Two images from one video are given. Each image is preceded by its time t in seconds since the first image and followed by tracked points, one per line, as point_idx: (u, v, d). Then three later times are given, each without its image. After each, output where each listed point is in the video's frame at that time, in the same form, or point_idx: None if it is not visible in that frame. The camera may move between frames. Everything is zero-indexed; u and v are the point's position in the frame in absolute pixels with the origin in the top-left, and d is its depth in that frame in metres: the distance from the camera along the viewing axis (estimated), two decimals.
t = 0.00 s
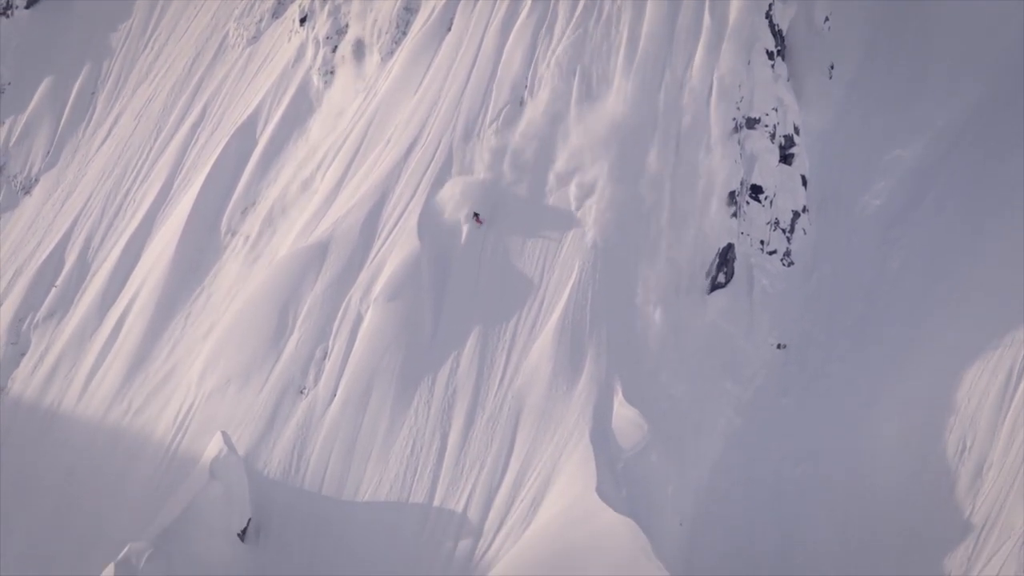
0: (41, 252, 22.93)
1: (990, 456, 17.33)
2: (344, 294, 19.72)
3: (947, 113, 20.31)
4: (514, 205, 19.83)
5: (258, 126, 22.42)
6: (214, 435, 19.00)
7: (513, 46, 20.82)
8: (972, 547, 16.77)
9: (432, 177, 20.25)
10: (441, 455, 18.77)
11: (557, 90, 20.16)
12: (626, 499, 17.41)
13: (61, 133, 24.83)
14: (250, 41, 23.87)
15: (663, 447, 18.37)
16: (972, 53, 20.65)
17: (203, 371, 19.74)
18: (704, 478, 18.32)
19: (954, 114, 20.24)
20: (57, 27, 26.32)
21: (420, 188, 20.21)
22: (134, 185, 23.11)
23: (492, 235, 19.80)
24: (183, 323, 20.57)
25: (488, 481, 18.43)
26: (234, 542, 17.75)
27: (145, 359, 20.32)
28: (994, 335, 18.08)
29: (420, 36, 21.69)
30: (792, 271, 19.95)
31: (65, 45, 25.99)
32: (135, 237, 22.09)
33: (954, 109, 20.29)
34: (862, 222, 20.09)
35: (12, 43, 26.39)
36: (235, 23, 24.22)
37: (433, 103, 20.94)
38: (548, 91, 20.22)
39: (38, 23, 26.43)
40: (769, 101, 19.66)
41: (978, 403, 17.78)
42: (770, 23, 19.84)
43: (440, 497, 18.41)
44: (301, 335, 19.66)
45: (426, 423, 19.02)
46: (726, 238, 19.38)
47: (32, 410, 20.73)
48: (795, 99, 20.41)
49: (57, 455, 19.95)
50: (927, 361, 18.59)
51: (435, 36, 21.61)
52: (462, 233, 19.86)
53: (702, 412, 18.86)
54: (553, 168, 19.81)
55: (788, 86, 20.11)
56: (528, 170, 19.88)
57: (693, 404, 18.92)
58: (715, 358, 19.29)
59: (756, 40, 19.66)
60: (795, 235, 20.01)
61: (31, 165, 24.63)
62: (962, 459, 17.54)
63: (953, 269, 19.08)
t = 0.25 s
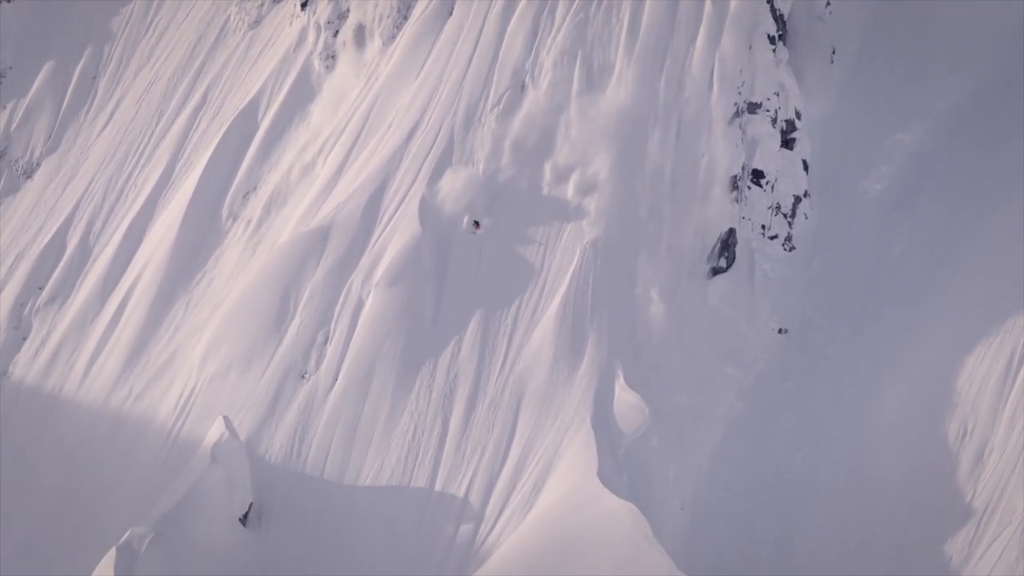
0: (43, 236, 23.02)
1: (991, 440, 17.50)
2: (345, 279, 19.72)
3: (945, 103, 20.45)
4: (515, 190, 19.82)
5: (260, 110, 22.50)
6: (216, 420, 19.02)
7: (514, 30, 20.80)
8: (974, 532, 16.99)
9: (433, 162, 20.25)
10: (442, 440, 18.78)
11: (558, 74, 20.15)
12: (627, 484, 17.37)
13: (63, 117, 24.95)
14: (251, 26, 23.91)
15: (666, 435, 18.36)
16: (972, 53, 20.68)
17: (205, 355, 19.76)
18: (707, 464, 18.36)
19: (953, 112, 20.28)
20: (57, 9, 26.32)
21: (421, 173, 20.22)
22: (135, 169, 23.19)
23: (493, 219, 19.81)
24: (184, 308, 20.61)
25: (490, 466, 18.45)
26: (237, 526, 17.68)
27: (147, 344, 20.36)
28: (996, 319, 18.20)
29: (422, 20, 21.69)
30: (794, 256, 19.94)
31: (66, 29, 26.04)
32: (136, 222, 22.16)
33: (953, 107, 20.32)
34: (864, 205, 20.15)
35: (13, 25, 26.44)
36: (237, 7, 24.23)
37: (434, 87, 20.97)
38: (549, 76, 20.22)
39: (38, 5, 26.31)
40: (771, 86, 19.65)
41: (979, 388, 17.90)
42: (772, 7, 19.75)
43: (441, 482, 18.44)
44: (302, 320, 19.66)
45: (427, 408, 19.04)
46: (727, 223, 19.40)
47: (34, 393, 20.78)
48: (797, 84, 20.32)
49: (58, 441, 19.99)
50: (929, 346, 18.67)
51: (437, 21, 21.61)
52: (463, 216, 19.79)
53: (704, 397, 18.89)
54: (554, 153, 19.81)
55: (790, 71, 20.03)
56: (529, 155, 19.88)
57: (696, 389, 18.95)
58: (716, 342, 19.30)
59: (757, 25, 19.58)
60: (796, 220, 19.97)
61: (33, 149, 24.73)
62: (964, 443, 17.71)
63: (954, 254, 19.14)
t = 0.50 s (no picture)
0: (44, 216, 22.99)
1: (993, 420, 17.51)
2: (347, 259, 19.73)
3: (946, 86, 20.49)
4: (517, 170, 19.80)
5: (261, 91, 22.55)
6: (217, 400, 19.03)
7: (515, 10, 20.82)
8: (975, 512, 16.97)
9: (434, 143, 20.27)
10: (443, 420, 18.78)
11: (560, 55, 20.20)
12: (628, 464, 17.40)
13: (64, 99, 24.96)
14: (253, 7, 23.99)
15: (667, 416, 18.31)
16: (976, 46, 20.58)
17: (206, 335, 19.76)
18: (709, 443, 18.32)
19: (955, 103, 20.20)
20: None
21: (423, 154, 20.24)
22: (137, 149, 23.19)
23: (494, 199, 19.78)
24: (185, 289, 20.62)
25: (491, 446, 18.45)
26: (238, 506, 17.83)
27: (148, 324, 20.37)
28: (997, 299, 18.22)
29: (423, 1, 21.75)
30: (796, 236, 19.93)
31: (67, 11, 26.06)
32: (138, 203, 22.16)
33: (956, 99, 20.24)
34: (866, 186, 20.22)
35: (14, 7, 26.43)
36: None
37: (435, 68, 21.03)
38: (550, 57, 20.26)
39: None
40: (772, 66, 19.81)
41: (981, 366, 17.91)
42: None
43: (443, 462, 18.43)
44: (304, 301, 19.66)
45: (429, 387, 19.04)
46: (728, 203, 19.45)
47: (35, 374, 20.77)
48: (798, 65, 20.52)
49: (60, 422, 19.97)
50: (930, 326, 18.70)
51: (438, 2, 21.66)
52: (464, 198, 19.81)
53: (705, 377, 18.87)
54: (555, 133, 19.83)
55: (791, 52, 20.21)
56: (530, 135, 19.89)
57: (697, 369, 18.91)
58: (718, 323, 19.27)
59: (758, 6, 19.72)
60: (797, 201, 19.99)
61: (34, 130, 24.65)
62: (966, 423, 17.70)
63: (955, 235, 19.15)
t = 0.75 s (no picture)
0: (45, 196, 22.96)
1: (994, 401, 17.72)
2: (349, 239, 19.75)
3: (946, 69, 20.51)
4: (520, 150, 19.82)
5: (263, 70, 22.52)
6: (220, 379, 19.04)
7: None
8: (978, 491, 17.23)
9: (436, 124, 20.32)
10: (446, 400, 18.79)
11: (562, 36, 20.22)
12: (631, 444, 17.42)
13: (66, 78, 24.63)
14: None
15: (669, 396, 18.32)
16: (977, 44, 20.50)
17: (210, 315, 19.81)
18: (712, 423, 18.34)
19: (956, 98, 20.19)
20: None
21: (425, 134, 20.29)
22: (139, 130, 23.21)
23: (497, 179, 19.75)
24: (188, 269, 20.69)
25: (493, 426, 18.47)
26: (240, 486, 17.78)
27: (151, 304, 20.46)
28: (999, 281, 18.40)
29: None
30: (798, 217, 19.90)
31: None
32: (140, 184, 22.21)
33: (956, 93, 20.24)
34: (869, 166, 20.16)
35: None
36: None
37: (437, 49, 21.07)
38: (553, 38, 20.28)
39: None
40: (774, 47, 19.96)
41: (983, 347, 18.11)
42: None
43: (445, 443, 18.45)
44: (306, 281, 19.70)
45: (431, 367, 19.05)
46: (730, 183, 19.60)
47: (37, 354, 20.75)
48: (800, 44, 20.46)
49: (62, 401, 19.97)
50: (933, 307, 18.81)
51: None
52: (467, 178, 19.79)
53: (708, 357, 18.88)
54: (557, 114, 19.87)
55: (793, 33, 20.34)
56: (533, 115, 19.91)
57: (700, 350, 18.91)
58: (721, 303, 19.25)
59: None
60: (799, 180, 19.98)
61: (37, 110, 24.42)
62: (968, 403, 17.89)
63: (958, 216, 19.25)
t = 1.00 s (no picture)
0: (47, 178, 22.98)
1: (996, 384, 17.82)
2: (351, 223, 19.75)
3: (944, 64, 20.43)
4: (522, 132, 19.83)
5: (266, 53, 22.54)
6: (223, 361, 19.07)
7: None
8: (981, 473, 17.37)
9: (438, 107, 20.37)
10: (448, 383, 18.80)
11: (564, 19, 20.28)
12: (633, 427, 17.46)
13: (69, 60, 24.59)
14: None
15: (672, 377, 18.35)
16: (974, 46, 20.39)
17: (212, 297, 19.84)
18: (715, 406, 18.33)
19: (953, 97, 20.13)
20: None
21: (427, 117, 20.33)
22: (142, 112, 23.22)
23: (499, 161, 19.75)
24: (190, 252, 20.73)
25: (496, 409, 18.47)
26: (242, 469, 17.76)
27: (153, 287, 20.50)
28: (1002, 265, 18.49)
29: None
30: (800, 199, 19.92)
31: None
32: (142, 167, 22.24)
33: (954, 91, 20.17)
34: (871, 150, 20.15)
35: None
36: None
37: (439, 33, 21.14)
38: (555, 21, 20.32)
39: None
40: (777, 30, 20.10)
41: (986, 330, 18.21)
42: None
43: (447, 426, 18.45)
44: (308, 264, 19.71)
45: (434, 350, 19.05)
46: (733, 165, 19.66)
47: (39, 336, 20.74)
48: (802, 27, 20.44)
49: (63, 384, 19.97)
50: (936, 289, 18.83)
51: None
52: (469, 161, 19.79)
53: (710, 342, 18.85)
54: (559, 97, 19.90)
55: (797, 15, 20.41)
56: (535, 99, 19.94)
57: (703, 332, 18.91)
58: (725, 287, 19.24)
59: None
60: (802, 163, 20.03)
61: (39, 92, 24.40)
62: (970, 386, 17.99)
63: (960, 200, 19.30)
